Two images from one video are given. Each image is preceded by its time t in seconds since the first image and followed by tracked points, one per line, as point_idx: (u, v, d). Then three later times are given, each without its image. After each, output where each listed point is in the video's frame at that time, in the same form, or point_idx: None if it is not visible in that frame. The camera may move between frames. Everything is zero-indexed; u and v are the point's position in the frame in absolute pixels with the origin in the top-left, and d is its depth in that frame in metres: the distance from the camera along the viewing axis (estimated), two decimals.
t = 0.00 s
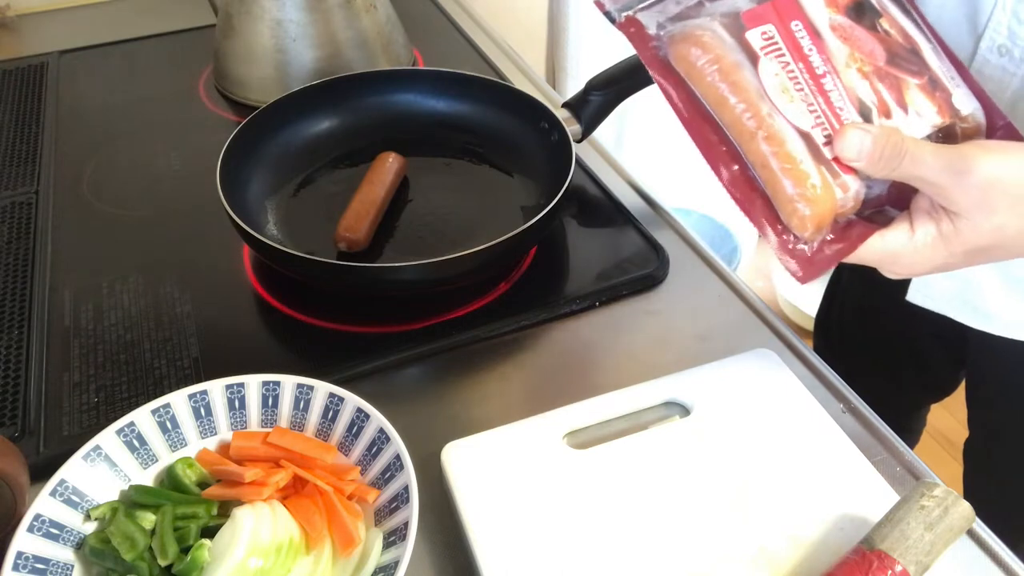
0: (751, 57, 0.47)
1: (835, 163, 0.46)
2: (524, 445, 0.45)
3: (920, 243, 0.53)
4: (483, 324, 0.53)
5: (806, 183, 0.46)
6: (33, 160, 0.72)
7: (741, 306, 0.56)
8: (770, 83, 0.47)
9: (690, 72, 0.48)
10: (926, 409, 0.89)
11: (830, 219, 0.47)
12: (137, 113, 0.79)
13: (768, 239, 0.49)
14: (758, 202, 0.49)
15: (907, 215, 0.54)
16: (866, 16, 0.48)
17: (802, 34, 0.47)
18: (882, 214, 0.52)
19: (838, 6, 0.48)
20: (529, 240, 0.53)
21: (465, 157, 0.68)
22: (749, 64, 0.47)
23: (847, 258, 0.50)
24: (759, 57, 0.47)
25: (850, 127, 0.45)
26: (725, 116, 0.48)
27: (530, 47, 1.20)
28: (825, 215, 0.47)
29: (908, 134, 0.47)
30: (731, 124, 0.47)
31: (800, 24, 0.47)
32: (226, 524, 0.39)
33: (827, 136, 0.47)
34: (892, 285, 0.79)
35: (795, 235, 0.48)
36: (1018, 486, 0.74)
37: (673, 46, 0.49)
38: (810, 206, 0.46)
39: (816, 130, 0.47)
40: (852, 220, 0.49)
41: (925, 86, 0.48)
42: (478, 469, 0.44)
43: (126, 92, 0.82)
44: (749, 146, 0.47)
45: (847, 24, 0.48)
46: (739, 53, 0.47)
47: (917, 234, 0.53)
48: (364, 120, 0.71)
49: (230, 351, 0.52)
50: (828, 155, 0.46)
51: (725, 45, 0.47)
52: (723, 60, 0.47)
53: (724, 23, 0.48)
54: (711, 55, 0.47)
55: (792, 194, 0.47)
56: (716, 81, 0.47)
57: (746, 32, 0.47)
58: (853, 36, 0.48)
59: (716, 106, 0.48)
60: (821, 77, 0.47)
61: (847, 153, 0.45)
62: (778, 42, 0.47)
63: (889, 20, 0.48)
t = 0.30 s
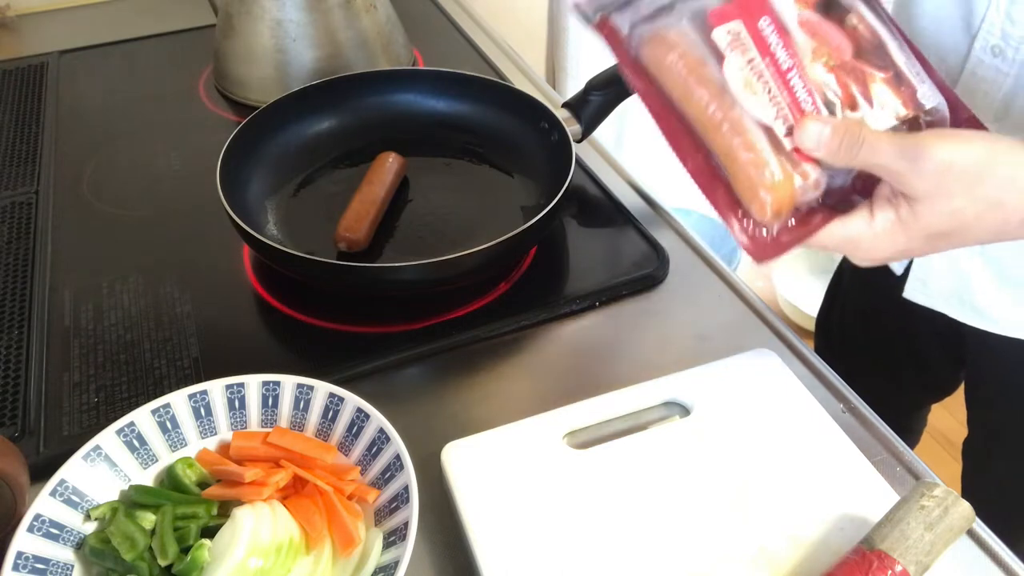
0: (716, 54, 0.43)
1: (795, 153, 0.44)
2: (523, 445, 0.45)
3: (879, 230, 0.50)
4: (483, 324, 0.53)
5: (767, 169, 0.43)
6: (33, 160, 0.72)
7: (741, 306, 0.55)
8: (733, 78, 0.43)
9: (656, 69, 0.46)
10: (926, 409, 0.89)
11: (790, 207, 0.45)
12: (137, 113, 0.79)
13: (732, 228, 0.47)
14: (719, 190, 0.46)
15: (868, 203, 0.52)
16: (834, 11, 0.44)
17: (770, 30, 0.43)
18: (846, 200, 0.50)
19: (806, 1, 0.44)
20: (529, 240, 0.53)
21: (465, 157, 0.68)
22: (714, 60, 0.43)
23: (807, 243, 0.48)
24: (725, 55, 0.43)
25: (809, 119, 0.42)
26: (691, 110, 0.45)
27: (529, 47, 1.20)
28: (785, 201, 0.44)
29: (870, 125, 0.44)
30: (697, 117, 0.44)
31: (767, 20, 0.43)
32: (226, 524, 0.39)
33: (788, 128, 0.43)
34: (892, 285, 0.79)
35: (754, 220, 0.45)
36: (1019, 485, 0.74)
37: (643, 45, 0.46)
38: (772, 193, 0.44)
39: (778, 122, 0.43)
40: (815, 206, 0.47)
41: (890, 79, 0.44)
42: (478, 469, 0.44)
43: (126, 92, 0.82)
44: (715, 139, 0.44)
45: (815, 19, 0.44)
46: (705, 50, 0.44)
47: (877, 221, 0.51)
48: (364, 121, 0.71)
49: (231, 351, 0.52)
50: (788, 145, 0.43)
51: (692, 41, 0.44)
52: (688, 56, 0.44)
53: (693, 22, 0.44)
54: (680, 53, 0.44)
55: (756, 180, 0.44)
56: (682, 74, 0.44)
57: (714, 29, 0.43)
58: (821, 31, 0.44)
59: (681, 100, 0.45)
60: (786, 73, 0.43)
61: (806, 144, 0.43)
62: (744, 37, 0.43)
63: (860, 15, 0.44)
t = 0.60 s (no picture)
0: (671, 145, 0.46)
1: (765, 224, 0.44)
2: (523, 445, 0.45)
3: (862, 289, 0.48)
4: (483, 324, 0.53)
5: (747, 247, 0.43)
6: (33, 160, 0.72)
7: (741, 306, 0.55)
8: (691, 164, 0.45)
9: (620, 170, 0.46)
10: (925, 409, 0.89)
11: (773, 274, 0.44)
12: (137, 114, 0.79)
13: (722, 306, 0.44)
14: (701, 273, 0.45)
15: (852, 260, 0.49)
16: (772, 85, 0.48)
17: (718, 112, 0.46)
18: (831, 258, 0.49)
19: (746, 80, 0.48)
20: (529, 240, 0.53)
21: (465, 157, 0.68)
22: (669, 151, 0.45)
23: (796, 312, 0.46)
24: (677, 144, 0.45)
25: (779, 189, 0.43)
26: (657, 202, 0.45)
27: (529, 47, 1.20)
28: (767, 273, 0.43)
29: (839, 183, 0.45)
30: (667, 208, 0.45)
31: (713, 104, 0.46)
32: (225, 524, 0.39)
33: (755, 199, 0.44)
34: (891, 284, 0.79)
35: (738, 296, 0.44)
36: (1019, 485, 0.74)
37: (603, 146, 0.47)
38: (752, 266, 0.43)
39: (743, 197, 0.44)
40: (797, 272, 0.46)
41: (845, 132, 0.47)
42: (478, 470, 0.44)
43: (126, 92, 0.82)
44: (687, 227, 0.44)
45: (757, 95, 0.47)
46: (662, 143, 0.46)
47: (859, 279, 0.48)
48: (364, 120, 0.71)
49: (231, 351, 0.52)
50: (758, 219, 0.44)
51: (646, 137, 0.46)
52: (646, 152, 0.46)
53: (642, 121, 0.47)
54: (637, 150, 0.46)
55: (738, 264, 0.43)
56: (646, 171, 0.45)
57: (663, 123, 0.46)
58: (766, 103, 0.47)
59: (648, 194, 0.45)
60: (740, 149, 0.45)
61: (777, 214, 0.43)
62: (696, 124, 0.46)
63: (801, 82, 0.49)
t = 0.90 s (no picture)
0: (676, 226, 0.40)
1: (785, 298, 0.39)
2: (523, 446, 0.45)
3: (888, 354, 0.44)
4: (483, 324, 0.53)
5: (768, 327, 0.38)
6: (34, 160, 0.72)
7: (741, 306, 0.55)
8: (700, 245, 0.39)
9: (625, 259, 0.40)
10: (925, 409, 0.89)
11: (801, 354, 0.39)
12: (137, 114, 0.79)
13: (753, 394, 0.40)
14: (733, 361, 0.40)
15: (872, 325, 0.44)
16: (770, 144, 0.42)
17: (715, 186, 0.40)
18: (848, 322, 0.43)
19: (738, 146, 0.42)
20: (529, 240, 0.53)
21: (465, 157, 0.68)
22: (676, 233, 0.39)
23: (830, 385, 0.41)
24: (683, 225, 0.40)
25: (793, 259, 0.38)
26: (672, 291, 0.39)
27: (529, 48, 1.20)
28: (796, 352, 0.39)
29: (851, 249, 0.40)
30: (682, 294, 0.39)
31: (710, 177, 0.41)
32: (225, 525, 0.39)
33: (771, 275, 0.39)
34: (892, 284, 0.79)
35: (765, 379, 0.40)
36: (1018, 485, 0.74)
37: (605, 237, 0.41)
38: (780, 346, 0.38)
39: (759, 273, 0.39)
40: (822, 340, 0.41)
41: (846, 189, 0.41)
42: (478, 470, 0.44)
43: (126, 92, 0.82)
44: (706, 312, 0.39)
45: (755, 159, 0.41)
46: (666, 227, 0.39)
47: (885, 343, 0.44)
48: (364, 120, 0.71)
49: (231, 351, 0.52)
50: (776, 294, 0.39)
51: (649, 220, 0.40)
52: (653, 237, 0.39)
53: (644, 204, 0.41)
54: (644, 237, 0.40)
55: (757, 338, 0.38)
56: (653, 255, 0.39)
57: (663, 205, 0.40)
58: (763, 169, 0.41)
59: (659, 282, 0.39)
60: (747, 222, 0.40)
61: (793, 290, 0.38)
62: (695, 202, 0.40)
63: (793, 140, 0.43)
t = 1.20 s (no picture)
0: (741, 222, 0.39)
1: (853, 297, 0.38)
2: (523, 446, 0.45)
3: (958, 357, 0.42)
4: (483, 324, 0.53)
5: (835, 326, 0.37)
6: (34, 160, 0.72)
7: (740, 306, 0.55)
8: (766, 241, 0.39)
9: (684, 252, 0.40)
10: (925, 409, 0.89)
11: (869, 355, 0.38)
12: (138, 114, 0.79)
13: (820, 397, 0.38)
14: (795, 358, 0.38)
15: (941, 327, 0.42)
16: (834, 142, 0.42)
17: (781, 183, 0.40)
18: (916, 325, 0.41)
19: (804, 143, 0.42)
20: (530, 240, 0.53)
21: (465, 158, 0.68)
22: (741, 229, 0.39)
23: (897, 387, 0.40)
24: (748, 221, 0.39)
25: (860, 258, 0.38)
26: (734, 286, 0.39)
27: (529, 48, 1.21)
28: (864, 353, 0.38)
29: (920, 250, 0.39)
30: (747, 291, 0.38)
31: (774, 173, 0.40)
32: (225, 525, 0.39)
33: (838, 274, 0.38)
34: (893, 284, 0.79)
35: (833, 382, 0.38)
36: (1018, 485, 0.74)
37: (665, 231, 0.40)
38: (846, 346, 0.37)
39: (825, 271, 0.38)
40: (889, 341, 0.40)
41: (913, 190, 0.40)
42: (478, 471, 0.44)
43: (126, 92, 0.82)
44: (772, 309, 0.38)
45: (819, 157, 0.41)
46: (729, 221, 0.39)
47: (954, 345, 0.42)
48: (364, 120, 0.71)
49: (231, 351, 0.52)
50: (844, 293, 0.38)
51: (712, 215, 0.40)
52: (716, 231, 0.39)
53: (706, 197, 0.40)
54: (707, 231, 0.39)
55: (823, 337, 0.37)
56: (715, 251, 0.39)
57: (727, 199, 0.40)
58: (829, 167, 0.41)
59: (722, 278, 0.39)
60: (812, 220, 0.39)
61: (861, 289, 0.37)
62: (760, 198, 0.40)
63: (858, 138, 0.42)
